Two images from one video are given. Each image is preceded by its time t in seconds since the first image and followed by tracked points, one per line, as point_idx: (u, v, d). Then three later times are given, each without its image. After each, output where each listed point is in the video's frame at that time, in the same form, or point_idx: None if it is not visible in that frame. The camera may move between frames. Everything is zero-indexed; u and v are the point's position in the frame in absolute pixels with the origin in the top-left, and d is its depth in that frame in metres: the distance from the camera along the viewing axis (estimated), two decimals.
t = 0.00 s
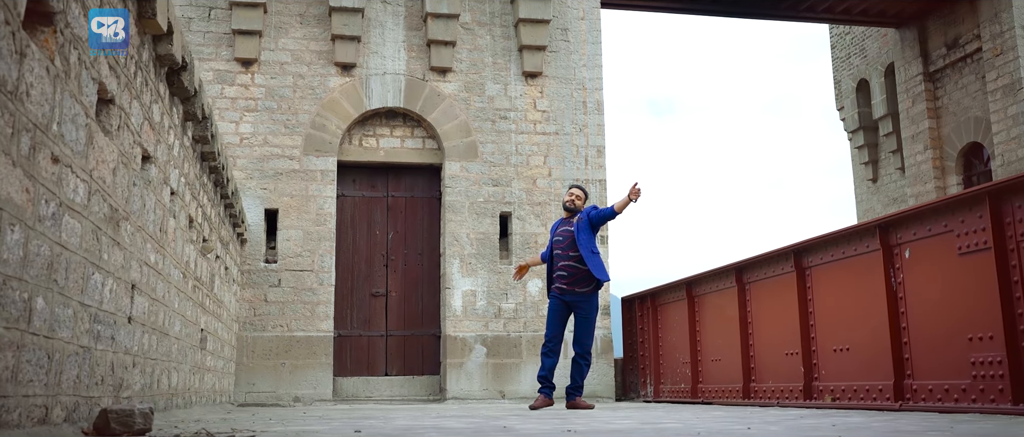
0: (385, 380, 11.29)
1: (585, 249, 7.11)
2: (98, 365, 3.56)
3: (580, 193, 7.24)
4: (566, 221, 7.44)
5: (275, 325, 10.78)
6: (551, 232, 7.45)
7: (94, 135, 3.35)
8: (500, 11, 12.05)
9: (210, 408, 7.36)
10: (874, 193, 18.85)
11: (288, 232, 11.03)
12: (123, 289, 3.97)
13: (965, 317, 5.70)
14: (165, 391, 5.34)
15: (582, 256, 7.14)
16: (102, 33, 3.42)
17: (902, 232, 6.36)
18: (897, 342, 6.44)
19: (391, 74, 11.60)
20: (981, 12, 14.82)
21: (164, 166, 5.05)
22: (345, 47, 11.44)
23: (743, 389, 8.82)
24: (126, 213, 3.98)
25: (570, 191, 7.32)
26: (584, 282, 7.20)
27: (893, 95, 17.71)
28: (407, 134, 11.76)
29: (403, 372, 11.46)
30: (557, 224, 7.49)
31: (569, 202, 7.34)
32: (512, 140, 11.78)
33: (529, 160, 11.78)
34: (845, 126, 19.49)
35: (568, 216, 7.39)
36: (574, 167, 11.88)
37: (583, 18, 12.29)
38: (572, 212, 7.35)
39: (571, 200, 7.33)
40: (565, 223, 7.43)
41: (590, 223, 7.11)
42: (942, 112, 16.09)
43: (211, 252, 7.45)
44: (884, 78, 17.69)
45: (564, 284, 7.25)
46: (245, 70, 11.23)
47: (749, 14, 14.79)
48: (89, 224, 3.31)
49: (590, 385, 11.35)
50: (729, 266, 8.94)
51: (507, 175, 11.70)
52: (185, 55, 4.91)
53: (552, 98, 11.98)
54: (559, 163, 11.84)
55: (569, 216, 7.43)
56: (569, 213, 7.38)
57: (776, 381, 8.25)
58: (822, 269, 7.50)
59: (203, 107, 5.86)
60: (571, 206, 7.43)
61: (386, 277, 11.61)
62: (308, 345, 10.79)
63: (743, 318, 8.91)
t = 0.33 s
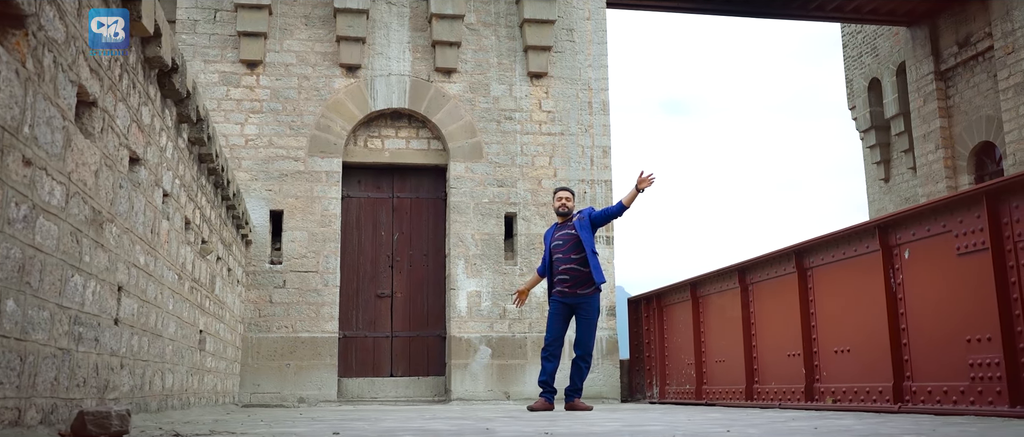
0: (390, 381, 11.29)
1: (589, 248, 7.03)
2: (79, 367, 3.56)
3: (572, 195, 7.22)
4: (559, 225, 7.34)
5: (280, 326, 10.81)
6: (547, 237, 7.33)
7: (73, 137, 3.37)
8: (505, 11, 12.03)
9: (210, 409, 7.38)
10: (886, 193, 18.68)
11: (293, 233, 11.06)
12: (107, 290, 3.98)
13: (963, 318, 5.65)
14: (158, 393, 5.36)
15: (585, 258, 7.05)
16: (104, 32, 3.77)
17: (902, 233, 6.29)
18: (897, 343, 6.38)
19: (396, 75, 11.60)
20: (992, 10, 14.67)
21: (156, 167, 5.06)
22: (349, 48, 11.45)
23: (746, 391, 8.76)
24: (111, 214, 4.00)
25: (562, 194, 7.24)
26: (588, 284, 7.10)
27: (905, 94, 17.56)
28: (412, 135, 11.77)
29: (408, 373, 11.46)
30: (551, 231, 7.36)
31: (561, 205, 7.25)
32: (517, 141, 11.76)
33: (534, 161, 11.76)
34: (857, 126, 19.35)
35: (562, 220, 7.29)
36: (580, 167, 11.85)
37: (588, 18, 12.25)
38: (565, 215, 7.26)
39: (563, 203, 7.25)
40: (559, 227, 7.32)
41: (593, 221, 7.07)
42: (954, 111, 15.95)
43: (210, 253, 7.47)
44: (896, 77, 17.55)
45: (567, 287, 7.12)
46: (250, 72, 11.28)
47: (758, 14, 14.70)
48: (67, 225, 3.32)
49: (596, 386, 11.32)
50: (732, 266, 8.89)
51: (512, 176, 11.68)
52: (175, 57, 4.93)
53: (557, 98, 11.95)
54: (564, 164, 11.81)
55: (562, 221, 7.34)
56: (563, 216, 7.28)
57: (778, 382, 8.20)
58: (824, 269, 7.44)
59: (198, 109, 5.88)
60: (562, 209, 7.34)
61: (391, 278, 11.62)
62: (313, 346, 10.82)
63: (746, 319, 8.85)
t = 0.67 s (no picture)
0: (392, 380, 11.31)
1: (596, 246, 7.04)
2: (54, 367, 3.58)
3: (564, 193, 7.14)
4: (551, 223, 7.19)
5: (282, 326, 10.84)
6: (540, 234, 7.12)
7: (45, 138, 3.39)
8: (507, 11, 12.03)
9: (206, 408, 7.42)
10: (895, 192, 18.52)
11: (295, 233, 11.09)
12: (86, 290, 3.99)
13: (955, 318, 5.59)
14: (146, 392, 5.38)
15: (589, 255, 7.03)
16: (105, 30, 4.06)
17: (895, 232, 6.24)
18: (891, 343, 6.32)
19: (398, 75, 11.62)
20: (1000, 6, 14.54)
21: (142, 167, 5.09)
22: (351, 48, 11.48)
23: (745, 391, 8.72)
24: (90, 214, 4.03)
25: (557, 193, 7.09)
26: (588, 281, 7.08)
27: (914, 92, 17.42)
28: (414, 135, 11.78)
29: (410, 373, 11.47)
30: (541, 228, 7.17)
31: (558, 203, 7.12)
32: (519, 140, 11.76)
33: (536, 160, 11.75)
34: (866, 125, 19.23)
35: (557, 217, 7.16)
36: (582, 166, 11.83)
37: (590, 17, 12.23)
38: (560, 213, 7.14)
39: (559, 201, 7.12)
40: (553, 223, 7.17)
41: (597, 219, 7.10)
42: (963, 109, 15.83)
43: (205, 254, 7.49)
44: (905, 76, 17.43)
45: (567, 284, 7.03)
46: (252, 72, 11.33)
47: (764, 12, 14.59)
48: (39, 225, 3.34)
49: (597, 386, 11.30)
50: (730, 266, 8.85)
51: (513, 175, 11.68)
52: (159, 57, 4.95)
53: (559, 97, 11.94)
54: (566, 163, 11.79)
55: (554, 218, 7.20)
56: (556, 213, 7.14)
57: (776, 383, 8.15)
58: (820, 269, 7.39)
59: (187, 109, 5.90)
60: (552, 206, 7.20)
61: (393, 278, 11.64)
62: (315, 346, 10.84)
63: (745, 319, 8.80)
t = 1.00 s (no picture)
0: (395, 378, 11.31)
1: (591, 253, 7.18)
2: (30, 362, 3.60)
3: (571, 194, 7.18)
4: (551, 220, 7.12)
5: (285, 323, 10.88)
6: (544, 228, 7.01)
7: (17, 134, 3.41)
8: (510, 9, 12.01)
9: (203, 405, 7.45)
10: (906, 190, 18.35)
11: (298, 231, 11.11)
12: (66, 287, 4.02)
13: (949, 316, 5.53)
14: (135, 389, 5.40)
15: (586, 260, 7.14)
16: (106, 32, 4.26)
17: (890, 229, 6.18)
18: (886, 342, 6.26)
19: (401, 73, 11.62)
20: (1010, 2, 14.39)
21: (130, 165, 5.11)
22: (354, 46, 11.49)
23: (744, 390, 8.67)
24: (70, 210, 4.05)
25: (567, 191, 7.05)
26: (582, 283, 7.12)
27: (924, 89, 17.27)
28: (417, 133, 11.79)
29: (413, 370, 11.48)
30: (543, 223, 7.07)
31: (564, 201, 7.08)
32: (522, 138, 11.74)
33: (540, 158, 11.72)
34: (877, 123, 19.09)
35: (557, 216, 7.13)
36: (585, 164, 11.80)
37: (594, 15, 12.19)
38: (563, 212, 7.11)
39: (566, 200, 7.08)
40: (554, 220, 7.11)
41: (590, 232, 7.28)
42: (973, 106, 15.69)
43: (202, 252, 7.51)
44: (915, 72, 17.28)
45: (565, 284, 7.00)
46: (255, 71, 11.35)
47: (772, 9, 14.49)
48: (11, 221, 3.36)
49: (600, 384, 11.26)
50: (731, 264, 8.79)
51: (516, 173, 11.66)
52: (146, 55, 4.98)
53: (563, 95, 11.91)
54: (569, 161, 11.77)
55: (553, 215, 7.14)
56: (558, 211, 7.11)
57: (776, 381, 8.09)
58: (818, 267, 7.33)
59: (178, 107, 5.92)
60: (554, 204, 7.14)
61: (396, 276, 11.66)
62: (317, 343, 10.87)
63: (745, 317, 8.75)
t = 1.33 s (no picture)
0: (399, 380, 11.30)
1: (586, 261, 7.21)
2: (7, 363, 3.62)
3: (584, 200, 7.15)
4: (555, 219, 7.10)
5: (289, 325, 10.89)
6: (549, 225, 6.98)
7: None
8: (515, 10, 12.00)
9: (200, 407, 7.46)
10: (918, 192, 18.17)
11: (301, 233, 11.13)
12: (48, 289, 4.03)
13: (944, 319, 5.46)
14: (126, 390, 5.40)
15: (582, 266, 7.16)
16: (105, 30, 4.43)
17: (888, 231, 6.11)
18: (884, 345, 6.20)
19: (405, 75, 11.62)
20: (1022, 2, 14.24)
21: (118, 166, 5.11)
22: (358, 48, 11.50)
23: (746, 393, 8.60)
24: (53, 211, 4.06)
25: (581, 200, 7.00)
26: (577, 286, 7.13)
27: (936, 90, 17.11)
28: (421, 135, 11.78)
29: (417, 373, 11.47)
30: (547, 221, 7.04)
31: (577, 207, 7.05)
32: (526, 140, 11.70)
33: (544, 160, 11.69)
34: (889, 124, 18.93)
35: (561, 218, 7.11)
36: (590, 166, 11.76)
37: (599, 16, 12.16)
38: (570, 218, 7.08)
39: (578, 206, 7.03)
40: (558, 221, 7.09)
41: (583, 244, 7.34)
42: (985, 107, 15.53)
43: (200, 253, 7.52)
44: (927, 73, 17.12)
45: (562, 285, 6.98)
46: (260, 73, 11.39)
47: (780, 10, 14.38)
48: None
49: (604, 387, 11.21)
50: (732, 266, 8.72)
51: (520, 175, 11.63)
52: (134, 56, 5.00)
53: (567, 97, 11.88)
54: (574, 162, 11.73)
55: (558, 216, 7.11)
56: (562, 213, 7.10)
57: (777, 384, 8.02)
58: (818, 269, 7.25)
59: (171, 109, 5.94)
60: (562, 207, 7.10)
61: (400, 278, 11.64)
62: (320, 345, 10.88)
63: (747, 319, 8.68)
